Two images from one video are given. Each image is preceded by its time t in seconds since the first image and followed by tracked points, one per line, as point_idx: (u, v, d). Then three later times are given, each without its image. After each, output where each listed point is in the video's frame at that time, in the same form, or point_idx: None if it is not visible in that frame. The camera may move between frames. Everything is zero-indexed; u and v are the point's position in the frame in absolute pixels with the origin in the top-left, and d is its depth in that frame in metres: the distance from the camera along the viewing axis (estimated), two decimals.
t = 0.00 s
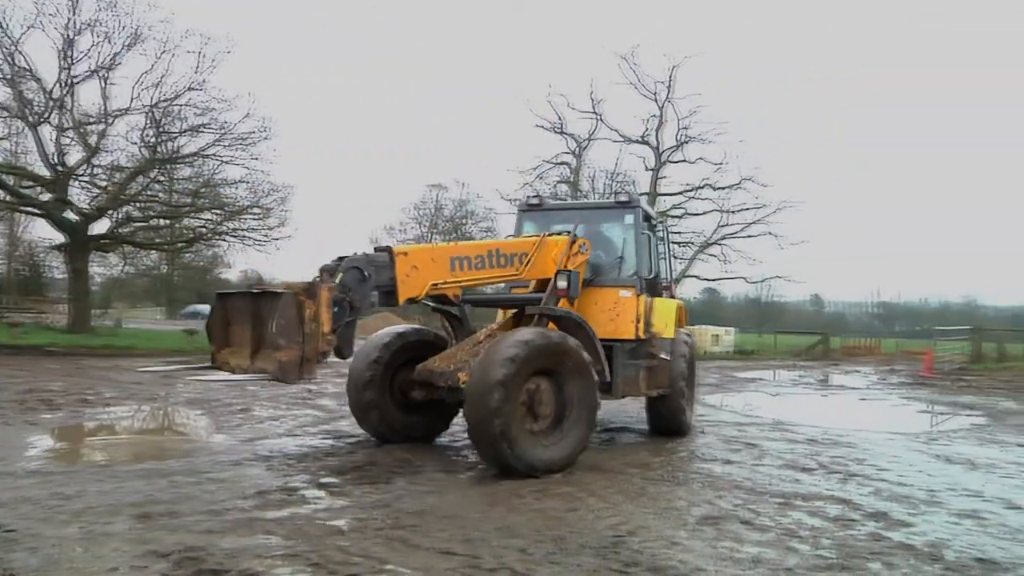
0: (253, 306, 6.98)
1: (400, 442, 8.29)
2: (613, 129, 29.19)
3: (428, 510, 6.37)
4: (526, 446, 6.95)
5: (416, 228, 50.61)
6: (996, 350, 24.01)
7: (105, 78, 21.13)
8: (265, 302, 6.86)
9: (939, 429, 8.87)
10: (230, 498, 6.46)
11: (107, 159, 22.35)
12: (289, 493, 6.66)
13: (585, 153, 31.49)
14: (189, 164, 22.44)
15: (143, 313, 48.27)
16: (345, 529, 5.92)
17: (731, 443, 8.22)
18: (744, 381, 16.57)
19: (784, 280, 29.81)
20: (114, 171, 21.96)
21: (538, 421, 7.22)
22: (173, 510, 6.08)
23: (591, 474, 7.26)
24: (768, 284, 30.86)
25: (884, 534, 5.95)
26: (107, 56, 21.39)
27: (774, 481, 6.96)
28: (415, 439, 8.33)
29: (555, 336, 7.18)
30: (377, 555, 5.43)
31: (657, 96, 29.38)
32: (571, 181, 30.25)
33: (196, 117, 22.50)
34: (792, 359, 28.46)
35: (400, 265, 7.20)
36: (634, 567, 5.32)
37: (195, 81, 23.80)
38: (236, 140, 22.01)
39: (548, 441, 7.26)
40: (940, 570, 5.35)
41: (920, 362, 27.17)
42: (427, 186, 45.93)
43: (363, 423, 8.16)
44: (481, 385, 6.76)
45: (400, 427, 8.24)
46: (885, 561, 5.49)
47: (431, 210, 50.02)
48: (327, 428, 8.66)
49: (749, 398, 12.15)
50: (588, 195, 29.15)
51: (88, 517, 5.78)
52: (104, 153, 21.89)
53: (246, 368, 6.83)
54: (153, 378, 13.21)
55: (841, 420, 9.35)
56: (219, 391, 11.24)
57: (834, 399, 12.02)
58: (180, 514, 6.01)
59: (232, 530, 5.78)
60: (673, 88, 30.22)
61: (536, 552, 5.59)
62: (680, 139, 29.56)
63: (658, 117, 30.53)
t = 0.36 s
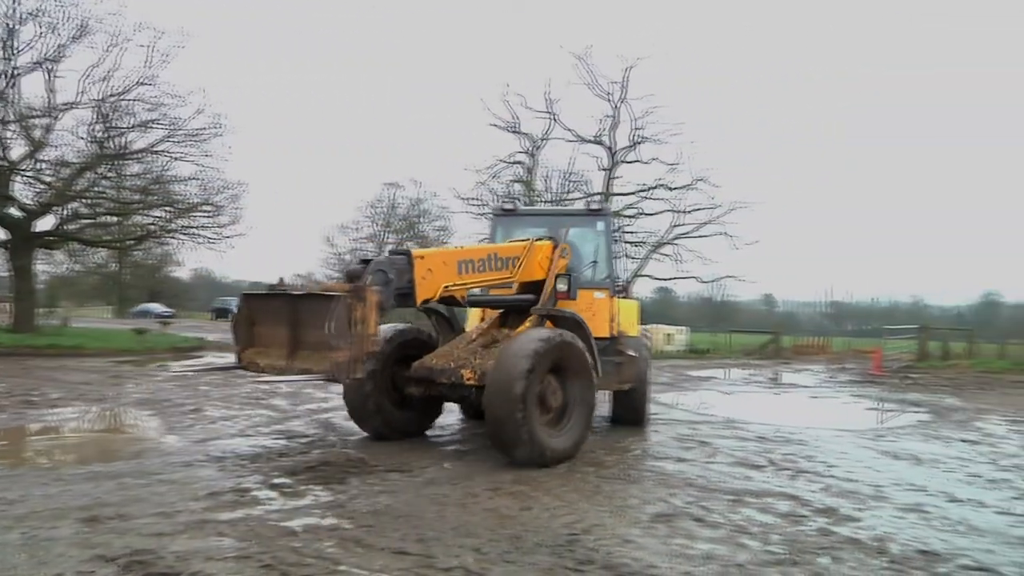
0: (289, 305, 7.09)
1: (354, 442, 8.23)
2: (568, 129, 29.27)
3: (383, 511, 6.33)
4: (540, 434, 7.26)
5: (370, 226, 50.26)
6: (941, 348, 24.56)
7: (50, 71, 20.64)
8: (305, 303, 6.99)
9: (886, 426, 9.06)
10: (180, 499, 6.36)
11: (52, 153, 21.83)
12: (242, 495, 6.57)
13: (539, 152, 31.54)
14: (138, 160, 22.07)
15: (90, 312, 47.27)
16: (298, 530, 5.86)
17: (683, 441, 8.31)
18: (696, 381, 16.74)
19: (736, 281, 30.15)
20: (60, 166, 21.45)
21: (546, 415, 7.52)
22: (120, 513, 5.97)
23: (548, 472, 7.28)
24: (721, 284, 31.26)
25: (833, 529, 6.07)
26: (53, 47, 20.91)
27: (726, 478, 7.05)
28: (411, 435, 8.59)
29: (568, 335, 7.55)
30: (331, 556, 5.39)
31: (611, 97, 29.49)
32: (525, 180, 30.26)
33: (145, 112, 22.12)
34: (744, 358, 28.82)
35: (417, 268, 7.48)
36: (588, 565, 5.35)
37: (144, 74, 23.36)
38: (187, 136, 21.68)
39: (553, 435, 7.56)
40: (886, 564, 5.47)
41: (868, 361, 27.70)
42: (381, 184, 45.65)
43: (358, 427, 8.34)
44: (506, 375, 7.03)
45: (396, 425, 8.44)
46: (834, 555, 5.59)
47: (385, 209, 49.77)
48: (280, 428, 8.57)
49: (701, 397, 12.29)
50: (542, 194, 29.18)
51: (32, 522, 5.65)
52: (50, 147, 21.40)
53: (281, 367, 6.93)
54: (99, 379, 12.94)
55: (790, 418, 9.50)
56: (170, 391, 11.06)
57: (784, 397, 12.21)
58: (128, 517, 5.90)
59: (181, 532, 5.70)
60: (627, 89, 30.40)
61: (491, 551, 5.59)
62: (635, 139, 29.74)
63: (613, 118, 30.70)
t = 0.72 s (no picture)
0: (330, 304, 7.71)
1: (310, 441, 8.16)
2: (527, 129, 29.41)
3: (339, 512, 6.29)
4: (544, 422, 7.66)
5: (327, 225, 49.95)
6: (891, 347, 25.14)
7: None
8: (349, 303, 7.63)
9: (839, 423, 9.21)
10: (131, 501, 6.25)
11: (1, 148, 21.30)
12: (194, 496, 6.48)
13: (499, 151, 31.66)
14: (91, 156, 21.66)
15: (40, 312, 46.29)
16: (253, 531, 5.80)
17: (640, 440, 8.37)
18: (652, 379, 16.88)
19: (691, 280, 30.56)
20: (10, 162, 20.95)
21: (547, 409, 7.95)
22: (68, 516, 5.85)
23: (506, 471, 7.30)
24: (679, 283, 31.61)
25: (787, 525, 6.15)
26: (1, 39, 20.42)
27: (682, 475, 7.12)
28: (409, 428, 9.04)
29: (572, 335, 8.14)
30: (287, 557, 5.33)
31: (570, 97, 29.67)
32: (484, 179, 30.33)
33: (98, 107, 21.71)
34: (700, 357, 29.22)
35: (431, 270, 7.99)
36: (545, 563, 5.36)
37: (96, 68, 22.92)
38: (142, 132, 21.34)
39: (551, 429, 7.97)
40: (837, 559, 5.56)
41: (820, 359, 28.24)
42: (339, 182, 45.43)
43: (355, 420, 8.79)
44: (519, 364, 7.47)
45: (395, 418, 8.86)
46: (788, 551, 5.67)
47: (343, 208, 49.61)
48: (235, 428, 8.46)
49: (658, 396, 12.37)
50: (501, 193, 29.23)
51: None
52: None
53: (323, 363, 7.54)
54: (48, 380, 12.66)
55: (744, 416, 9.61)
56: (122, 391, 10.87)
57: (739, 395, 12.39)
58: (76, 520, 5.78)
59: (132, 534, 5.60)
60: (586, 89, 30.62)
61: (448, 550, 5.58)
62: (594, 139, 29.98)
63: (571, 118, 30.87)
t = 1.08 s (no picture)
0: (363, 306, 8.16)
1: (270, 442, 8.08)
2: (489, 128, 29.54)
3: (299, 513, 6.23)
4: (542, 412, 8.41)
5: (288, 223, 49.64)
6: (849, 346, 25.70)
7: None
8: (381, 305, 8.08)
9: (798, 421, 9.33)
10: (85, 504, 6.12)
11: None
12: (151, 498, 6.37)
13: (461, 150, 31.72)
14: (45, 151, 21.21)
15: None
16: (211, 534, 5.72)
17: (601, 438, 8.42)
18: (613, 378, 16.98)
19: (653, 279, 30.92)
20: None
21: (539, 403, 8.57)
22: (20, 521, 5.71)
23: (469, 470, 7.29)
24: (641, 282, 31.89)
25: (747, 522, 6.21)
26: None
27: (644, 474, 7.16)
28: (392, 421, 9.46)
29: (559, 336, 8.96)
30: (246, 559, 5.27)
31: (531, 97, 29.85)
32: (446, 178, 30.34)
33: (53, 101, 21.27)
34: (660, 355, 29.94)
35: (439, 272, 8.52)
36: (507, 563, 5.36)
37: (50, 61, 22.45)
38: (97, 127, 20.96)
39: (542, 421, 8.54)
40: (796, 555, 5.62)
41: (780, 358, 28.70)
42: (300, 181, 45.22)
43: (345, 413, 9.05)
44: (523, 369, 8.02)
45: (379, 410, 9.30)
46: (747, 548, 5.73)
47: (304, 206, 49.41)
48: (194, 429, 8.35)
49: (620, 394, 12.43)
50: (463, 192, 29.24)
51: None
52: None
53: (360, 361, 8.02)
54: None
55: (704, 415, 9.69)
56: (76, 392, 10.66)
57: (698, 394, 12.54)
58: (28, 525, 5.65)
59: (86, 538, 5.49)
60: (549, 89, 30.85)
61: (409, 550, 5.56)
62: (555, 139, 30.18)
63: (534, 118, 31.05)
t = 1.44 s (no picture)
0: (383, 310, 9.10)
1: (230, 442, 7.99)
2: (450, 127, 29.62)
3: (259, 515, 6.16)
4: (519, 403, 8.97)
5: (248, 222, 49.16)
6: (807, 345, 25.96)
7: None
8: (401, 309, 9.05)
9: (757, 419, 9.44)
10: (38, 509, 6.00)
11: None
12: (106, 501, 6.26)
13: (423, 149, 31.73)
14: None
15: None
16: (169, 536, 5.64)
17: (562, 438, 8.44)
18: (575, 378, 17.06)
19: (614, 279, 31.18)
20: None
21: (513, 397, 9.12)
22: None
23: (430, 470, 7.28)
24: (604, 280, 32.17)
25: (707, 520, 6.26)
26: None
27: (604, 473, 7.19)
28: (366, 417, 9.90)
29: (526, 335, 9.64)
30: (205, 561, 5.21)
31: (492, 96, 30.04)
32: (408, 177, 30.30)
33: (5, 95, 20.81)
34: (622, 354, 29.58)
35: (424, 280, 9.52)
36: (467, 562, 5.35)
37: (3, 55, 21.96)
38: (52, 122, 20.58)
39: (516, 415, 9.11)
40: (755, 551, 5.68)
41: (741, 357, 29.12)
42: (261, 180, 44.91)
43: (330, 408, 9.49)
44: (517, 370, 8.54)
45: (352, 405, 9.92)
46: (706, 545, 5.77)
47: (264, 205, 49.09)
48: (152, 430, 8.22)
49: (581, 393, 12.48)
50: (424, 191, 29.19)
51: None
52: None
53: (385, 359, 9.03)
54: None
55: (665, 413, 9.77)
56: (30, 393, 10.48)
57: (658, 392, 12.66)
58: None
59: (40, 543, 5.38)
60: (512, 89, 31.02)
61: (370, 551, 5.53)
62: (517, 138, 30.35)
63: (497, 117, 31.18)
